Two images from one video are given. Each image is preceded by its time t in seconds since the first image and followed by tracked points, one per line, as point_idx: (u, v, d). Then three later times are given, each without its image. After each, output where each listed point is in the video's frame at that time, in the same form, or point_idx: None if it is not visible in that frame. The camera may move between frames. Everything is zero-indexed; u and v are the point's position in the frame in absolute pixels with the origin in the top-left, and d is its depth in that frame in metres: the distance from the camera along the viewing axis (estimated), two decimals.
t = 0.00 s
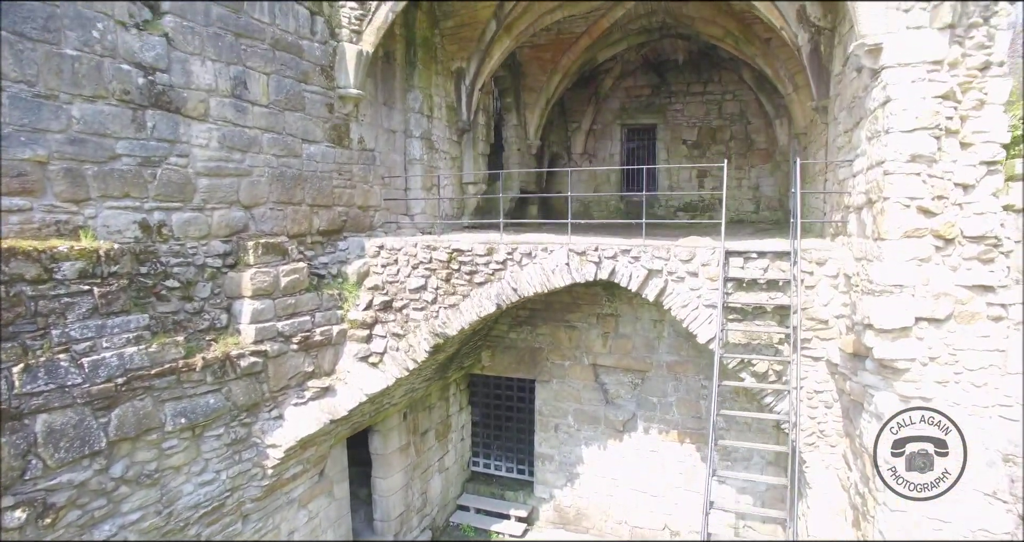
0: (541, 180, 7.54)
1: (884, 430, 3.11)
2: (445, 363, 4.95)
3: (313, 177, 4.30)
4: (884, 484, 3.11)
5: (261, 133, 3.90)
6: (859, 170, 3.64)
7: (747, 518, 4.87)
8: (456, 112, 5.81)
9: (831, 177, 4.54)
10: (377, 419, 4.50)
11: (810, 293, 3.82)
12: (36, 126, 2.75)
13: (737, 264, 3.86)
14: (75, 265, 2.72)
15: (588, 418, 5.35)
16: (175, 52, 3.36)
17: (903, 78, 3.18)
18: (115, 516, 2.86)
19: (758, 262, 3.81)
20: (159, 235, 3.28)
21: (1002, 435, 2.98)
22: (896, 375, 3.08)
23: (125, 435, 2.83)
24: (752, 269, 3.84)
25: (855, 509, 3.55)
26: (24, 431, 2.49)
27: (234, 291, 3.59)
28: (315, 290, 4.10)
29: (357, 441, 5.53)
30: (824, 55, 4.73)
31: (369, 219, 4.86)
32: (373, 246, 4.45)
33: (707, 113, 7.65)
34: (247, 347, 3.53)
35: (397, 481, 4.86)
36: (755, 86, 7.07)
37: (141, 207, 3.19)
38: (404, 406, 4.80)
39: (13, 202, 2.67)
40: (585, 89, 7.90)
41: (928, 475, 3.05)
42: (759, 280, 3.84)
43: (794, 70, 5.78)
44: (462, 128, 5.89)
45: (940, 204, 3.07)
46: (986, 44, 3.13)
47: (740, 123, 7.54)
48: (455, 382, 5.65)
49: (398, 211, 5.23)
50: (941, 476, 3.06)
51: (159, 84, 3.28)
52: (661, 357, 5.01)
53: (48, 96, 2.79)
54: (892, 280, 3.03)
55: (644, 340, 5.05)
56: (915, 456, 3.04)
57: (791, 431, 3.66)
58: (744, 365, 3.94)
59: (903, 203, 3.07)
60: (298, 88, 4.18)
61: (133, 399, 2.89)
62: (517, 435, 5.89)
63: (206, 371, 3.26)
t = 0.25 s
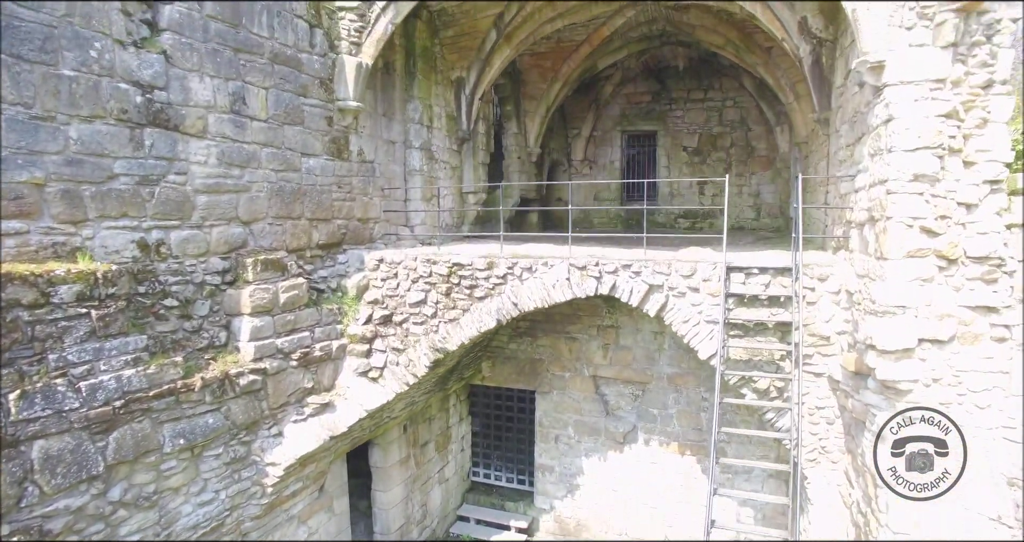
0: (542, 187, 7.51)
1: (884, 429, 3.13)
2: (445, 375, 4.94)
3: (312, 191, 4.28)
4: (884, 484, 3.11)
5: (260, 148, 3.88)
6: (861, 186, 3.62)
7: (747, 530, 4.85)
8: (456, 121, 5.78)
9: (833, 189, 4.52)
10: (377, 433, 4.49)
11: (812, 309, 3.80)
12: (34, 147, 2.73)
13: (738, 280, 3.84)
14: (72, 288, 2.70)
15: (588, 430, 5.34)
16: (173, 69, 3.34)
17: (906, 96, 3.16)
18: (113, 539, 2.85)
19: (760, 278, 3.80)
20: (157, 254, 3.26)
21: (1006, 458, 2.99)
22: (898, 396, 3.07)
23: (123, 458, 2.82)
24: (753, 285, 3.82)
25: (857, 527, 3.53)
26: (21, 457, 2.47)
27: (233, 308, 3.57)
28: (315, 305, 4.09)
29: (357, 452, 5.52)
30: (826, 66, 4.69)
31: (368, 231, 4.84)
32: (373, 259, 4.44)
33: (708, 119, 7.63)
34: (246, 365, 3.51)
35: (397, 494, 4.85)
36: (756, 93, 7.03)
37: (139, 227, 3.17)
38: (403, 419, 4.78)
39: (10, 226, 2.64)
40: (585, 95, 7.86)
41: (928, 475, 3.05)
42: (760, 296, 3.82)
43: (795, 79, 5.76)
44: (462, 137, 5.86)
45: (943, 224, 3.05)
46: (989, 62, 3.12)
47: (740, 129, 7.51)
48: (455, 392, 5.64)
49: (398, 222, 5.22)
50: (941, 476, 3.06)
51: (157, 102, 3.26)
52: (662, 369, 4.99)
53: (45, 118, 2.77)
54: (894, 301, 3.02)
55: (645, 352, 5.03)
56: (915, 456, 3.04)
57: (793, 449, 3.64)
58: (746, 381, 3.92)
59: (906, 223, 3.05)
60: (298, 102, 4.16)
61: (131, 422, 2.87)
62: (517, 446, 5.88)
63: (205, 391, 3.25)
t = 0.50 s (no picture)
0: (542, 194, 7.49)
1: (884, 428, 3.16)
2: (445, 387, 4.92)
3: (312, 204, 4.26)
4: (884, 482, 3.15)
5: (258, 163, 3.85)
6: (864, 202, 3.60)
7: None
8: (456, 130, 5.76)
9: (834, 201, 4.51)
10: (377, 446, 4.48)
11: (813, 324, 3.79)
12: (30, 169, 2.71)
13: (739, 295, 3.83)
14: (69, 310, 2.68)
15: (588, 441, 5.33)
16: (171, 85, 3.32)
17: (909, 113, 3.14)
18: None
19: (761, 293, 3.78)
20: (155, 272, 3.24)
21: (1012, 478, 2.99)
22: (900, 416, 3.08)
23: (121, 480, 2.80)
24: (754, 300, 3.80)
25: None
26: (16, 484, 2.46)
27: (231, 325, 3.56)
28: (314, 319, 4.07)
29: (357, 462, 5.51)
30: (827, 78, 4.68)
31: (368, 243, 4.82)
32: (372, 272, 4.42)
33: (708, 126, 7.61)
34: (245, 382, 3.49)
35: (397, 506, 4.84)
36: (757, 100, 6.99)
37: (136, 245, 3.15)
38: (403, 431, 4.77)
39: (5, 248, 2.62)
40: (585, 101, 7.83)
41: (928, 475, 3.07)
42: (761, 311, 3.81)
43: (796, 87, 5.74)
44: (462, 146, 5.83)
45: (946, 243, 3.04)
46: (992, 79, 3.10)
47: (740, 136, 7.50)
48: (455, 403, 5.62)
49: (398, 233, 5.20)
50: (941, 476, 3.07)
51: (155, 119, 3.24)
52: (662, 380, 4.98)
53: (42, 138, 2.75)
54: (897, 321, 3.01)
55: (645, 363, 5.01)
56: (914, 456, 3.05)
57: (795, 465, 3.63)
58: (747, 397, 3.91)
59: (909, 241, 3.04)
60: (297, 115, 4.14)
61: (129, 444, 2.86)
62: (517, 456, 5.87)
63: (204, 410, 3.23)
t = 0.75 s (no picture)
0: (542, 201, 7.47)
1: (884, 429, 3.17)
2: (445, 399, 4.91)
3: (311, 217, 4.23)
4: (885, 483, 3.18)
5: (257, 177, 3.83)
6: (866, 217, 3.58)
7: None
8: (456, 139, 5.73)
9: (836, 213, 4.48)
10: (377, 459, 4.46)
11: (815, 340, 3.77)
12: (27, 190, 2.69)
13: (742, 310, 3.82)
14: (67, 333, 2.65)
15: (589, 451, 5.31)
16: (170, 102, 3.29)
17: (912, 130, 3.14)
18: None
19: (763, 308, 3.77)
20: (154, 290, 3.22)
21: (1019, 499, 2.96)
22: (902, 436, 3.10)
23: (120, 503, 2.78)
24: (756, 315, 3.79)
25: None
26: (13, 511, 2.43)
27: (231, 342, 3.54)
28: (314, 334, 4.05)
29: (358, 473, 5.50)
30: (829, 89, 4.67)
31: (368, 254, 4.79)
32: (372, 284, 4.40)
33: (709, 132, 7.59)
34: (245, 400, 3.47)
35: (397, 518, 4.82)
36: (759, 106, 6.94)
37: (135, 264, 3.13)
38: (403, 443, 4.76)
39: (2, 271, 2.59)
40: (586, 107, 7.77)
41: (928, 475, 3.07)
42: (764, 326, 3.79)
43: (797, 95, 5.73)
44: (462, 155, 5.82)
45: (950, 262, 3.03)
46: (997, 96, 3.06)
47: (741, 142, 7.48)
48: (456, 413, 5.60)
49: (398, 243, 5.18)
50: (941, 476, 3.07)
51: (153, 136, 3.21)
52: (663, 392, 4.95)
53: (40, 159, 2.73)
54: (901, 341, 3.03)
55: (646, 374, 4.98)
56: (914, 456, 3.07)
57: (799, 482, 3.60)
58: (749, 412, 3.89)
59: (912, 260, 3.04)
60: (296, 127, 4.11)
61: (127, 466, 2.84)
62: (518, 466, 5.85)
63: (204, 429, 3.21)
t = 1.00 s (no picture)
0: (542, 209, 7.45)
1: (884, 429, 3.22)
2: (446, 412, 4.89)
3: (312, 232, 4.21)
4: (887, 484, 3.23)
5: (258, 193, 3.80)
6: (870, 235, 3.57)
7: None
8: (457, 149, 5.71)
9: (839, 226, 4.46)
10: (378, 473, 4.44)
11: (818, 356, 3.76)
12: (25, 213, 2.66)
13: (745, 325, 3.80)
14: (65, 358, 2.64)
15: (590, 463, 5.30)
16: (169, 119, 3.27)
17: (918, 149, 3.11)
18: None
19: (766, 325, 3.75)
20: (154, 310, 3.20)
21: None
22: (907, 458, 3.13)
23: (120, 528, 2.76)
24: (759, 332, 3.77)
25: None
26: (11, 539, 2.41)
27: (231, 360, 3.51)
28: (315, 350, 4.03)
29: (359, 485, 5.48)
30: (831, 101, 4.66)
31: (368, 266, 4.77)
32: (373, 298, 4.39)
33: (710, 139, 7.58)
34: (246, 419, 3.45)
35: (399, 532, 4.81)
36: (760, 114, 6.92)
37: (135, 284, 3.11)
38: (405, 457, 4.74)
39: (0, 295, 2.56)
40: (587, 114, 7.76)
41: (928, 475, 3.11)
42: (767, 343, 3.76)
43: (799, 104, 5.70)
44: (463, 165, 5.80)
45: (955, 282, 3.03)
46: (1002, 115, 3.03)
47: (743, 149, 7.45)
48: (457, 425, 5.58)
49: (399, 254, 5.15)
50: (941, 476, 3.09)
51: (153, 155, 3.19)
52: (665, 404, 4.93)
53: (39, 181, 2.71)
54: (906, 364, 3.05)
55: (648, 387, 4.96)
56: (914, 456, 3.11)
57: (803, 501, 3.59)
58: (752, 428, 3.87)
59: (918, 281, 3.04)
60: (296, 141, 4.08)
61: (127, 490, 2.82)
62: (519, 477, 5.83)
63: (204, 449, 3.19)
